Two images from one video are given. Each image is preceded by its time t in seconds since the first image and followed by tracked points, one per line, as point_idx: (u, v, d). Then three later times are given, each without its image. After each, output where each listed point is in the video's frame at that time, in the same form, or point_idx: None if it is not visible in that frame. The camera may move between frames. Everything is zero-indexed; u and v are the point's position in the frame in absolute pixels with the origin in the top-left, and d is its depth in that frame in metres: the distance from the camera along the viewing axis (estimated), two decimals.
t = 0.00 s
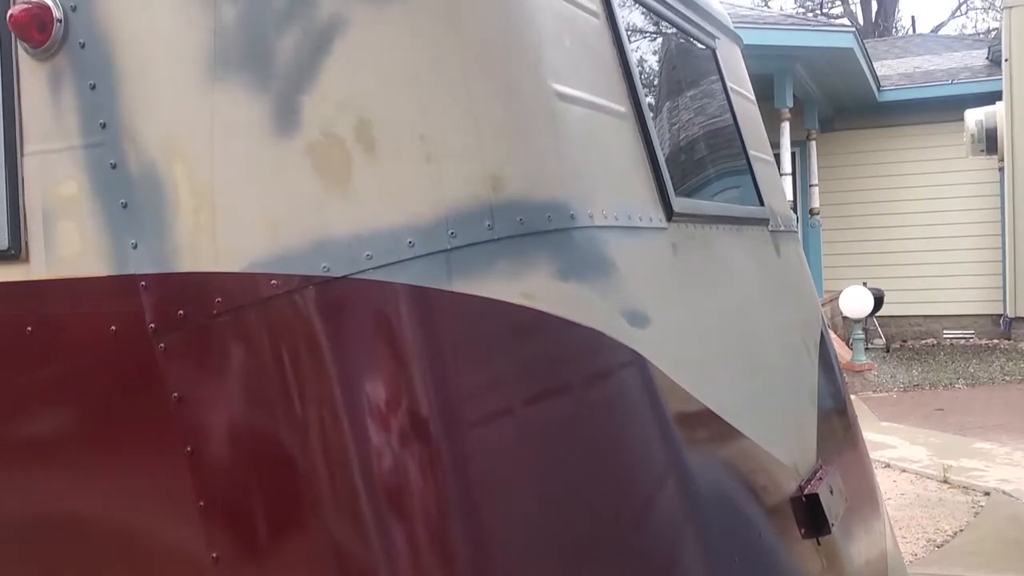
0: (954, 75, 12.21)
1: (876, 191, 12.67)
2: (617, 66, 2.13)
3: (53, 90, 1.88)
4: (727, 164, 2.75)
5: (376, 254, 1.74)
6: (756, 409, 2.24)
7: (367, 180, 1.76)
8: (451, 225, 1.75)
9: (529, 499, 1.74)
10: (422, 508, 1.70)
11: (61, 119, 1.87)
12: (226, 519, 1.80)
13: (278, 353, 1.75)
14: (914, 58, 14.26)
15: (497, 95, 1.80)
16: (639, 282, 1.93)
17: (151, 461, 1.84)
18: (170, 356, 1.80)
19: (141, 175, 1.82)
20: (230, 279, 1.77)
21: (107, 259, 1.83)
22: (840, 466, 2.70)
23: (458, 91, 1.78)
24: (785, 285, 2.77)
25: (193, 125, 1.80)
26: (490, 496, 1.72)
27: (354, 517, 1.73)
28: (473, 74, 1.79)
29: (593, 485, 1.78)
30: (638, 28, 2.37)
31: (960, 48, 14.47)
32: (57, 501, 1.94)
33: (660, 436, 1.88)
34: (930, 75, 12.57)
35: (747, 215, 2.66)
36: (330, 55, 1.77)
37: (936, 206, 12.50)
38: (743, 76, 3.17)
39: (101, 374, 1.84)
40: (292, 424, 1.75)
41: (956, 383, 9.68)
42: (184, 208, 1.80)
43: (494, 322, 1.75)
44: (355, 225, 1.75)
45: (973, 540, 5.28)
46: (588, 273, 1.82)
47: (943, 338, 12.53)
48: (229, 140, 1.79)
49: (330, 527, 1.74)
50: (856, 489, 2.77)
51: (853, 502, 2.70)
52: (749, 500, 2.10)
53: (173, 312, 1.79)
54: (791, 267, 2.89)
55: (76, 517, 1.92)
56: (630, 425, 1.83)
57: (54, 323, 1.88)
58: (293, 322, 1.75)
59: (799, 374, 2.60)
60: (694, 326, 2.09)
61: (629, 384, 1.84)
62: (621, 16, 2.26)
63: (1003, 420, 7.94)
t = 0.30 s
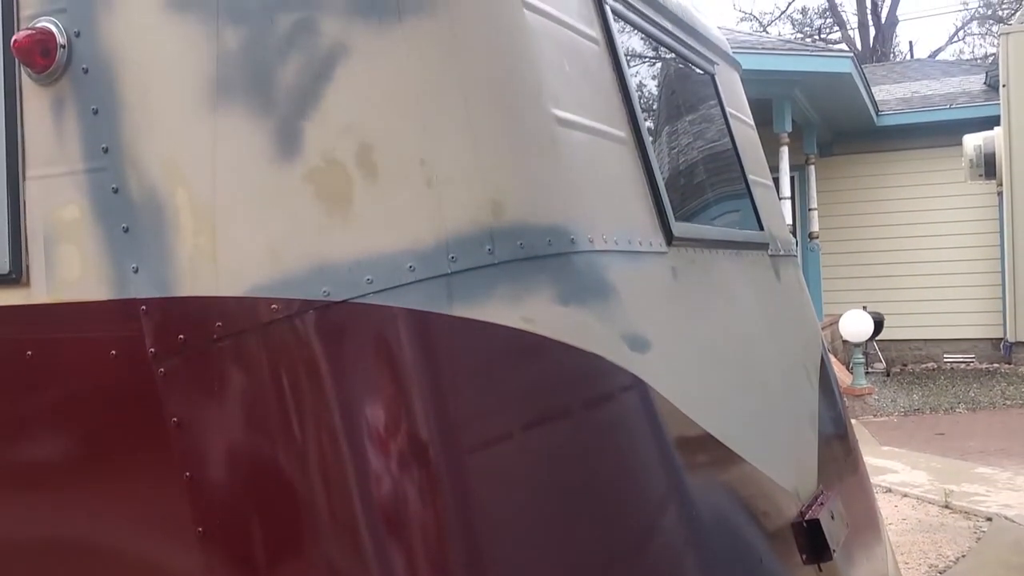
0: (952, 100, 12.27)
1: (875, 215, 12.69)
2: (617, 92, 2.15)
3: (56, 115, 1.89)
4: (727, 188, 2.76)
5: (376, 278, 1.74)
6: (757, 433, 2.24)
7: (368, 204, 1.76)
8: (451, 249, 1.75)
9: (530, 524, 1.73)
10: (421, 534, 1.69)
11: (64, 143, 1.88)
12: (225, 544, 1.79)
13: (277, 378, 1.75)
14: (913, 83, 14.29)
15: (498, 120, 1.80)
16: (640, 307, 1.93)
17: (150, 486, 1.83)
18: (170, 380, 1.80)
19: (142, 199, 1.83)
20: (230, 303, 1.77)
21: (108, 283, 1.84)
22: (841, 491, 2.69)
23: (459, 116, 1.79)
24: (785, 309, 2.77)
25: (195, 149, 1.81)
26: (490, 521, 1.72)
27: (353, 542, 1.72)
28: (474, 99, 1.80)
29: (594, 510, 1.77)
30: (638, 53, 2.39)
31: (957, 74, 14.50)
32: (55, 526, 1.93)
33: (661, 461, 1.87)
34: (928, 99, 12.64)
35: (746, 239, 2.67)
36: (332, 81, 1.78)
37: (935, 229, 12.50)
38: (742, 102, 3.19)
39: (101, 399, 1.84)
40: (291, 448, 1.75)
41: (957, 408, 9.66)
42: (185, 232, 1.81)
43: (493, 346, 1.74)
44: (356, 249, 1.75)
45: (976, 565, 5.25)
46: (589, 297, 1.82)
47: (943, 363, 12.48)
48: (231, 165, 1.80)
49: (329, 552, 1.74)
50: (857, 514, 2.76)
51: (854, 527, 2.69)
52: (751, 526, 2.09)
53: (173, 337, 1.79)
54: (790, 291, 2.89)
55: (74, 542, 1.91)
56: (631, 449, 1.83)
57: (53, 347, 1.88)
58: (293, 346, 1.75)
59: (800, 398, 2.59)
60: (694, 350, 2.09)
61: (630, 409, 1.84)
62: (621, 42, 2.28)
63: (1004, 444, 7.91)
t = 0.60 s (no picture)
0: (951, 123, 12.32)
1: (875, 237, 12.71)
2: (617, 114, 2.16)
3: (59, 136, 1.90)
4: (727, 210, 2.77)
5: (376, 299, 1.75)
6: (757, 456, 2.23)
7: (369, 226, 1.76)
8: (451, 270, 1.75)
9: (529, 547, 1.72)
10: (420, 557, 1.69)
11: (66, 164, 1.89)
12: (223, 566, 1.78)
13: (277, 399, 1.75)
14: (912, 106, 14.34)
15: (498, 142, 1.81)
16: (640, 329, 1.93)
17: (148, 506, 1.83)
18: (169, 401, 1.79)
19: (143, 220, 1.83)
20: (230, 324, 1.77)
21: (109, 303, 1.84)
22: (842, 514, 2.69)
23: (460, 138, 1.80)
24: (785, 332, 2.77)
25: (196, 170, 1.82)
26: (489, 544, 1.71)
27: (351, 565, 1.71)
28: (475, 121, 1.81)
29: (593, 533, 1.76)
30: (638, 76, 2.41)
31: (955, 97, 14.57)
32: (52, 546, 1.92)
33: (661, 483, 1.86)
34: (927, 123, 12.69)
35: (746, 261, 2.67)
36: (333, 103, 1.79)
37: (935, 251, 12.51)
38: (742, 125, 3.20)
39: (100, 418, 1.84)
40: (290, 469, 1.74)
41: (959, 431, 9.63)
42: (186, 253, 1.81)
43: (493, 368, 1.74)
44: (356, 270, 1.76)
45: None
46: (589, 319, 1.83)
47: (944, 385, 12.45)
48: (232, 186, 1.81)
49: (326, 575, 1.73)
50: (858, 538, 2.75)
51: (855, 551, 2.68)
52: (751, 549, 2.08)
53: (173, 357, 1.79)
54: (790, 313, 2.90)
55: (72, 563, 1.91)
56: (631, 472, 1.82)
57: (53, 367, 1.88)
58: (292, 367, 1.75)
59: (800, 421, 2.59)
60: (693, 373, 2.09)
61: (629, 431, 1.83)
62: (621, 64, 2.30)
63: (1006, 468, 7.88)
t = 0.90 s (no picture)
0: (950, 151, 12.39)
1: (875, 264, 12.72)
2: (617, 143, 2.17)
3: (62, 163, 1.91)
4: (727, 238, 2.78)
5: (377, 326, 1.74)
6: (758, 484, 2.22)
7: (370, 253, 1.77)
8: (451, 297, 1.75)
9: None
10: None
11: (69, 191, 1.90)
12: None
13: (276, 426, 1.75)
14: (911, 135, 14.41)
15: (499, 169, 1.81)
16: (640, 357, 1.93)
17: (147, 534, 1.82)
18: (169, 428, 1.80)
19: (145, 246, 1.84)
20: (230, 351, 1.77)
21: (110, 330, 1.84)
22: (843, 544, 2.67)
23: (461, 166, 1.81)
24: (786, 359, 2.77)
25: (199, 198, 1.83)
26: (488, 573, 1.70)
27: None
28: (476, 149, 1.81)
29: (593, 563, 1.75)
30: (638, 103, 2.42)
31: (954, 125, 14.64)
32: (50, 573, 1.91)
33: (661, 513, 1.85)
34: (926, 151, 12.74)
35: (746, 289, 2.68)
36: (335, 131, 1.80)
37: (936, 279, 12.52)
38: (742, 153, 3.21)
39: (99, 445, 1.84)
40: (289, 497, 1.74)
41: (961, 460, 9.58)
42: (187, 280, 1.81)
43: (493, 396, 1.74)
44: (357, 297, 1.76)
45: None
46: (589, 347, 1.82)
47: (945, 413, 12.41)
48: (234, 213, 1.81)
49: None
50: (860, 568, 2.73)
51: None
52: None
53: (173, 384, 1.79)
54: (791, 340, 2.90)
55: None
56: (631, 501, 1.81)
57: (52, 393, 1.88)
58: (292, 394, 1.74)
59: (801, 449, 2.58)
60: (694, 401, 2.09)
61: (630, 460, 1.83)
62: (621, 92, 2.31)
63: (1009, 497, 7.83)
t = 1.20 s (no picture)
0: (950, 179, 12.43)
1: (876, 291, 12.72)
2: (617, 170, 2.18)
3: (66, 190, 1.92)
4: (727, 265, 2.78)
5: (378, 353, 1.75)
6: (760, 513, 2.21)
7: (371, 280, 1.77)
8: (452, 325, 1.76)
9: None
10: None
11: (73, 218, 1.90)
12: None
13: (276, 454, 1.75)
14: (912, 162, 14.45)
15: (500, 197, 1.82)
16: (641, 385, 1.93)
17: (146, 561, 1.82)
18: (169, 456, 1.80)
19: (148, 274, 1.84)
20: (232, 379, 1.77)
21: (112, 357, 1.84)
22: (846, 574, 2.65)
23: (463, 194, 1.81)
24: (787, 387, 2.77)
25: (202, 226, 1.84)
26: None
27: None
28: (477, 177, 1.82)
29: None
30: (638, 131, 2.44)
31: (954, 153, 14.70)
32: None
33: (663, 542, 1.84)
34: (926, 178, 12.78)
35: (746, 316, 2.68)
36: (338, 159, 1.81)
37: (937, 306, 12.50)
38: (742, 180, 3.23)
39: (100, 472, 1.84)
40: (289, 525, 1.74)
41: (964, 489, 9.52)
42: (190, 307, 1.82)
43: (494, 424, 1.73)
44: (359, 325, 1.76)
45: None
46: (590, 375, 1.82)
47: (948, 441, 12.35)
48: (237, 240, 1.82)
49: None
50: None
51: None
52: None
53: (174, 412, 1.79)
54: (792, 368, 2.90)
55: None
56: (632, 530, 1.80)
57: (54, 420, 1.88)
58: (293, 422, 1.75)
59: (803, 478, 2.57)
60: (695, 429, 2.08)
61: (631, 489, 1.82)
62: (621, 119, 2.33)
63: (1013, 528, 7.77)
